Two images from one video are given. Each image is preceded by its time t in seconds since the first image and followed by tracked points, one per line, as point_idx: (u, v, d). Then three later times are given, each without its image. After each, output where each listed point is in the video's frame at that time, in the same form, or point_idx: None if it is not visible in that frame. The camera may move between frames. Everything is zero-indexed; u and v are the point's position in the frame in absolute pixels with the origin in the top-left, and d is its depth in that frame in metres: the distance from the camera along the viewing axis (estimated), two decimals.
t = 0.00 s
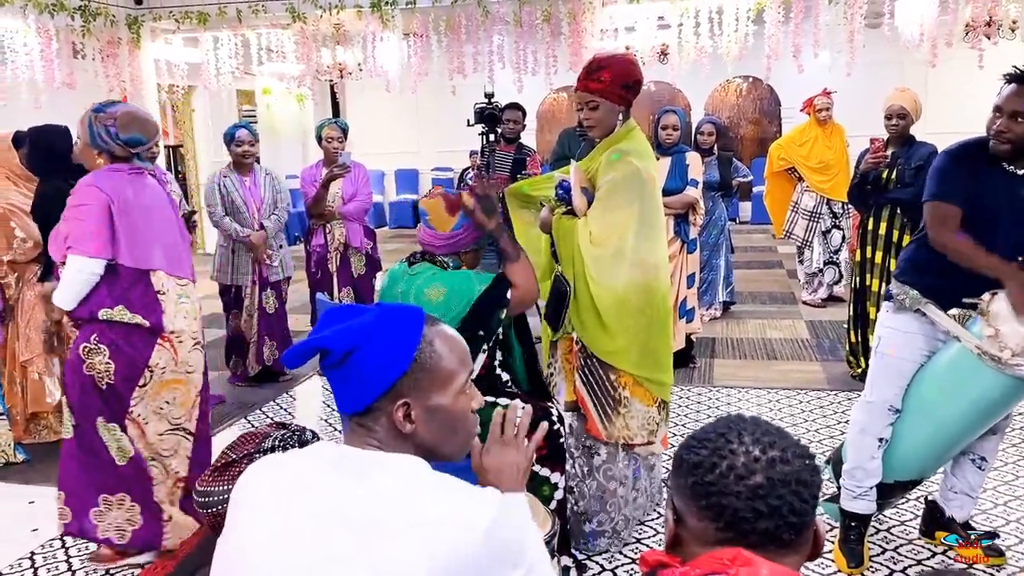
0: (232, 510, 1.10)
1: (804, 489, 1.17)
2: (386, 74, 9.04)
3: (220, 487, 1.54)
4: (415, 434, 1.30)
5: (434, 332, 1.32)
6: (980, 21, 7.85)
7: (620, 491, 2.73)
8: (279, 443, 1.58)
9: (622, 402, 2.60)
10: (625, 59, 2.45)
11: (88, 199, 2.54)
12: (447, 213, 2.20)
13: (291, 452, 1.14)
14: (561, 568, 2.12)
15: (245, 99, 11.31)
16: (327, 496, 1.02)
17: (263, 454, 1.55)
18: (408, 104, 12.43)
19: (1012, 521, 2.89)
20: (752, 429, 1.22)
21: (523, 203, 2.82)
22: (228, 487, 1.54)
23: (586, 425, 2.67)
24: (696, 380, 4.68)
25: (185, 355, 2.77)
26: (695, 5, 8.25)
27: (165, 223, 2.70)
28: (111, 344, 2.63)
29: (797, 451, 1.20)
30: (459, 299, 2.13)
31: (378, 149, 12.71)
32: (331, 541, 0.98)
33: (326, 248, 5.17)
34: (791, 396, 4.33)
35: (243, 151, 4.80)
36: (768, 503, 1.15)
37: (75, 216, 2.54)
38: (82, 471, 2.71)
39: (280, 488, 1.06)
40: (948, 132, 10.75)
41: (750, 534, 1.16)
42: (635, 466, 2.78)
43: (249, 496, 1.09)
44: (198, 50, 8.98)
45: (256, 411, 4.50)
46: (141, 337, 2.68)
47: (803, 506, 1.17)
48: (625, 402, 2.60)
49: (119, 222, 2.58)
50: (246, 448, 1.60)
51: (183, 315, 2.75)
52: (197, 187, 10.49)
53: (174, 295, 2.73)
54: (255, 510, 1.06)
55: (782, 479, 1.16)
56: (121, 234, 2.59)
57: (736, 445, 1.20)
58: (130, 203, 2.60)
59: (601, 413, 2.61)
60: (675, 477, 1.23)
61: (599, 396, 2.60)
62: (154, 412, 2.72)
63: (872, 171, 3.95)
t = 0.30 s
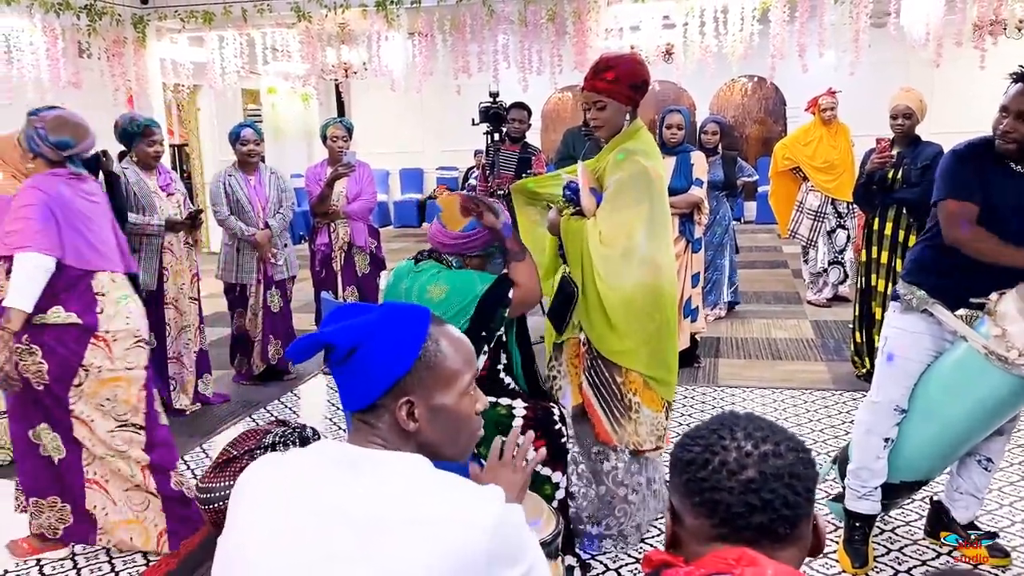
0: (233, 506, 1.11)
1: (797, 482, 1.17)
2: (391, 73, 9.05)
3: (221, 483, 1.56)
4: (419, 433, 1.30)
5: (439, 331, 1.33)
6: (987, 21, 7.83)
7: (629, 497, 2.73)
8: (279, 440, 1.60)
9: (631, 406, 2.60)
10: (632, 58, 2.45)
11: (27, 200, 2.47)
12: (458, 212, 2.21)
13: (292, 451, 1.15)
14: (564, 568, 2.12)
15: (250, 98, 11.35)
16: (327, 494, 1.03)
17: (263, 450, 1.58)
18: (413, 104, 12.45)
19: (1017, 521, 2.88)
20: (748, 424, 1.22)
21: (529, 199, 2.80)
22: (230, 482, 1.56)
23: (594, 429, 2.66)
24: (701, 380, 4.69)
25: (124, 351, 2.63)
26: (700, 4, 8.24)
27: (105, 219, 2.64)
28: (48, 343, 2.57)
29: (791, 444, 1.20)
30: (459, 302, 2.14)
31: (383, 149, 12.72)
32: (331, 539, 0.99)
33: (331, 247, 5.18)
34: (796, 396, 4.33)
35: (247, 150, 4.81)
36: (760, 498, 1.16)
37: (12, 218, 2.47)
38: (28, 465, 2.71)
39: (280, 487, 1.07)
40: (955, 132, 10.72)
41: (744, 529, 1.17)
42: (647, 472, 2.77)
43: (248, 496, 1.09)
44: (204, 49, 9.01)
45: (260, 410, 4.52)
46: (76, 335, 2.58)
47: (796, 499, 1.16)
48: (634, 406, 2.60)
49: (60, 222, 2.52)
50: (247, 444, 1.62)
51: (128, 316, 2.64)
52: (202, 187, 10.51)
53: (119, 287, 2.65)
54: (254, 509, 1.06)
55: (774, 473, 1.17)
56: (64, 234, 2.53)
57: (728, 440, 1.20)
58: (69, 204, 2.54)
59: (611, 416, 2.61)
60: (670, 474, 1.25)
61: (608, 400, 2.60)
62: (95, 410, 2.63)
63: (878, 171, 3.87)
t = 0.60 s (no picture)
0: (233, 505, 1.10)
1: (790, 478, 1.17)
2: (395, 73, 9.07)
3: (219, 479, 1.54)
4: (414, 431, 1.31)
5: (429, 329, 1.32)
6: (992, 20, 7.82)
7: (630, 493, 2.70)
8: (274, 434, 1.61)
9: (632, 402, 2.60)
10: (634, 58, 2.45)
11: None
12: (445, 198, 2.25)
13: (291, 448, 1.15)
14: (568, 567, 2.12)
15: (255, 97, 11.37)
16: (328, 490, 1.03)
17: (259, 445, 1.58)
18: (417, 103, 12.46)
19: (1022, 522, 2.87)
20: (743, 422, 1.22)
21: (532, 201, 2.81)
22: (225, 478, 1.55)
23: (597, 425, 2.69)
24: (705, 380, 4.68)
25: (83, 344, 2.74)
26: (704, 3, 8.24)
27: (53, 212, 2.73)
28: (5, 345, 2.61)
29: (785, 440, 1.20)
30: (462, 294, 2.13)
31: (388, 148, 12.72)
32: (331, 533, 0.99)
33: (334, 246, 5.18)
34: (800, 396, 4.32)
35: (252, 149, 4.82)
36: (752, 494, 1.16)
37: None
38: None
39: (281, 485, 1.07)
40: (960, 132, 10.68)
41: (738, 526, 1.17)
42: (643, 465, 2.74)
43: (248, 496, 1.09)
44: (209, 49, 9.02)
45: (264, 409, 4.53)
46: (36, 333, 2.65)
47: (789, 495, 1.16)
48: (633, 400, 2.60)
49: (5, 220, 2.62)
50: (242, 439, 1.62)
51: (83, 306, 2.74)
52: (207, 186, 10.53)
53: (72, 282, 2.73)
54: (254, 507, 1.06)
55: (767, 469, 1.17)
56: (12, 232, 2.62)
57: (721, 438, 1.20)
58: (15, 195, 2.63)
59: (613, 412, 2.63)
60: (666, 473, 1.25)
61: (613, 396, 2.61)
62: (54, 408, 2.69)
63: (881, 170, 3.90)
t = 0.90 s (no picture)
0: (241, 504, 1.11)
1: (795, 476, 1.17)
2: (401, 73, 9.09)
3: (220, 460, 1.50)
4: (422, 432, 1.31)
5: (446, 332, 1.33)
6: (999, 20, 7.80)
7: (637, 495, 2.70)
8: (275, 415, 1.58)
9: (641, 404, 2.59)
10: (637, 57, 2.44)
11: None
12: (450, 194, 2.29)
13: (298, 449, 1.16)
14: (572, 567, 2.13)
15: (261, 97, 11.40)
16: (327, 492, 1.04)
17: (259, 426, 1.55)
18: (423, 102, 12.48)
19: None
20: (748, 422, 1.23)
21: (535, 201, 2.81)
22: (226, 460, 1.51)
23: (602, 426, 2.68)
24: (710, 380, 4.67)
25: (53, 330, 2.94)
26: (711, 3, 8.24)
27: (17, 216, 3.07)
28: (8, 341, 2.76)
29: (788, 439, 1.20)
30: (472, 287, 2.13)
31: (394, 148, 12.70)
32: (329, 535, 1.00)
33: (340, 246, 5.19)
34: (806, 396, 4.31)
35: (258, 148, 4.83)
36: (756, 493, 1.16)
37: None
38: None
39: (283, 487, 1.08)
40: (967, 132, 10.64)
41: (743, 524, 1.17)
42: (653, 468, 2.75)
43: (251, 498, 1.10)
44: (215, 48, 9.06)
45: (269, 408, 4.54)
46: (31, 323, 2.84)
47: (794, 493, 1.16)
48: (644, 404, 2.59)
49: None
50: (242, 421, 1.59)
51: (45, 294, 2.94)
52: (213, 185, 10.56)
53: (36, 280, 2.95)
54: (256, 511, 1.07)
55: (771, 467, 1.17)
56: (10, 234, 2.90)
57: (725, 438, 1.21)
58: None
59: (620, 414, 2.61)
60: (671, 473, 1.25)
61: (615, 395, 2.60)
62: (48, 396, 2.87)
63: (886, 172, 3.90)
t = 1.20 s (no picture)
0: (259, 504, 1.12)
1: (807, 475, 1.17)
2: (415, 71, 9.10)
3: (231, 467, 1.52)
4: (439, 433, 1.32)
5: (452, 330, 1.34)
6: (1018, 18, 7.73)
7: (652, 496, 2.72)
8: (283, 419, 1.59)
9: (658, 405, 2.60)
10: (649, 55, 2.45)
11: None
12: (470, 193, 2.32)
13: (313, 447, 1.18)
14: (585, 565, 2.13)
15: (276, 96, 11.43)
16: (338, 489, 1.06)
17: (267, 431, 1.56)
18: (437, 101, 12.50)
19: None
20: (759, 421, 1.23)
21: (548, 203, 2.79)
22: (237, 468, 1.53)
23: (620, 427, 2.68)
24: (724, 380, 4.66)
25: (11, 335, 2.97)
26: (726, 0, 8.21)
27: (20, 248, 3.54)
28: None
29: (800, 439, 1.20)
30: (486, 287, 2.15)
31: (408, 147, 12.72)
32: (338, 532, 1.01)
33: (354, 244, 5.22)
34: (820, 396, 4.29)
35: (274, 147, 4.86)
36: (770, 493, 1.16)
37: None
38: None
39: (297, 484, 1.10)
40: (986, 130, 10.54)
41: (755, 523, 1.17)
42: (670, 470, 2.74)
43: (268, 492, 1.13)
44: (230, 47, 9.10)
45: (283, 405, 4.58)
46: None
47: (806, 492, 1.17)
48: (661, 405, 2.60)
49: None
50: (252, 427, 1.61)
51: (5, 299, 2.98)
52: (228, 183, 10.64)
53: None
54: (276, 506, 1.09)
55: (783, 467, 1.17)
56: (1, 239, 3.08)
57: (737, 437, 1.21)
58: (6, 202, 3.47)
59: (637, 414, 2.62)
60: (684, 472, 1.25)
61: (635, 397, 2.61)
62: None
63: (904, 169, 3.89)
